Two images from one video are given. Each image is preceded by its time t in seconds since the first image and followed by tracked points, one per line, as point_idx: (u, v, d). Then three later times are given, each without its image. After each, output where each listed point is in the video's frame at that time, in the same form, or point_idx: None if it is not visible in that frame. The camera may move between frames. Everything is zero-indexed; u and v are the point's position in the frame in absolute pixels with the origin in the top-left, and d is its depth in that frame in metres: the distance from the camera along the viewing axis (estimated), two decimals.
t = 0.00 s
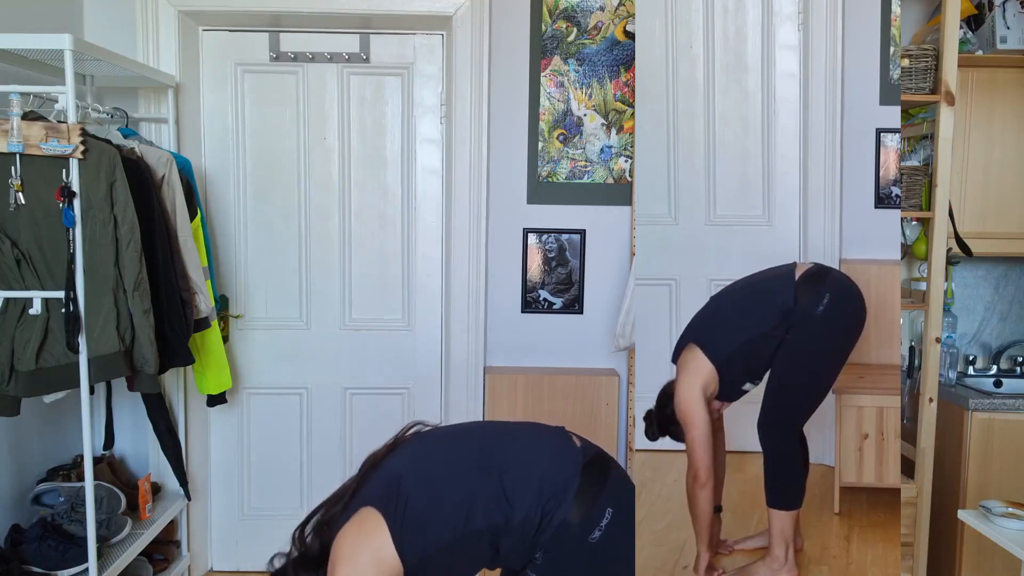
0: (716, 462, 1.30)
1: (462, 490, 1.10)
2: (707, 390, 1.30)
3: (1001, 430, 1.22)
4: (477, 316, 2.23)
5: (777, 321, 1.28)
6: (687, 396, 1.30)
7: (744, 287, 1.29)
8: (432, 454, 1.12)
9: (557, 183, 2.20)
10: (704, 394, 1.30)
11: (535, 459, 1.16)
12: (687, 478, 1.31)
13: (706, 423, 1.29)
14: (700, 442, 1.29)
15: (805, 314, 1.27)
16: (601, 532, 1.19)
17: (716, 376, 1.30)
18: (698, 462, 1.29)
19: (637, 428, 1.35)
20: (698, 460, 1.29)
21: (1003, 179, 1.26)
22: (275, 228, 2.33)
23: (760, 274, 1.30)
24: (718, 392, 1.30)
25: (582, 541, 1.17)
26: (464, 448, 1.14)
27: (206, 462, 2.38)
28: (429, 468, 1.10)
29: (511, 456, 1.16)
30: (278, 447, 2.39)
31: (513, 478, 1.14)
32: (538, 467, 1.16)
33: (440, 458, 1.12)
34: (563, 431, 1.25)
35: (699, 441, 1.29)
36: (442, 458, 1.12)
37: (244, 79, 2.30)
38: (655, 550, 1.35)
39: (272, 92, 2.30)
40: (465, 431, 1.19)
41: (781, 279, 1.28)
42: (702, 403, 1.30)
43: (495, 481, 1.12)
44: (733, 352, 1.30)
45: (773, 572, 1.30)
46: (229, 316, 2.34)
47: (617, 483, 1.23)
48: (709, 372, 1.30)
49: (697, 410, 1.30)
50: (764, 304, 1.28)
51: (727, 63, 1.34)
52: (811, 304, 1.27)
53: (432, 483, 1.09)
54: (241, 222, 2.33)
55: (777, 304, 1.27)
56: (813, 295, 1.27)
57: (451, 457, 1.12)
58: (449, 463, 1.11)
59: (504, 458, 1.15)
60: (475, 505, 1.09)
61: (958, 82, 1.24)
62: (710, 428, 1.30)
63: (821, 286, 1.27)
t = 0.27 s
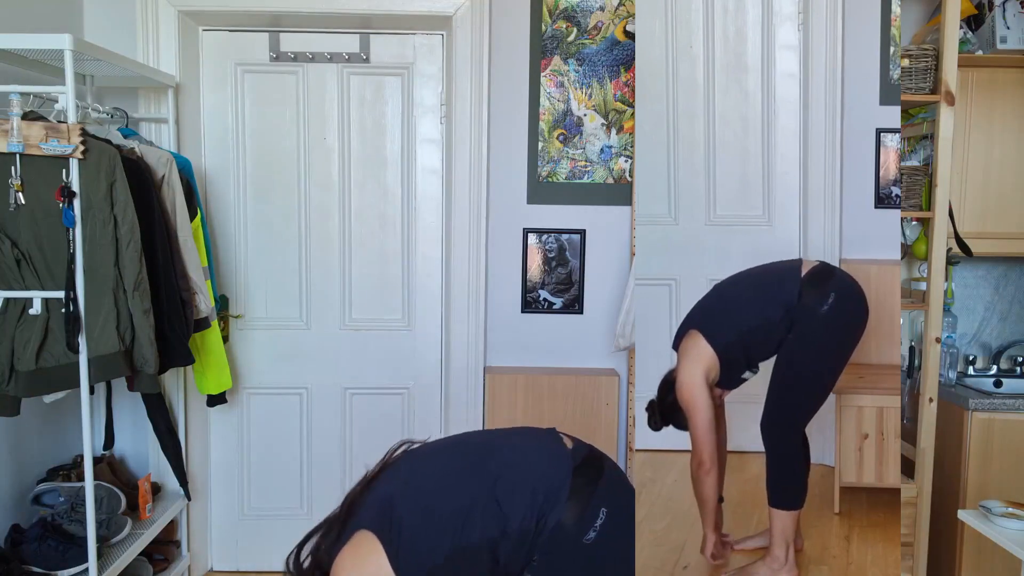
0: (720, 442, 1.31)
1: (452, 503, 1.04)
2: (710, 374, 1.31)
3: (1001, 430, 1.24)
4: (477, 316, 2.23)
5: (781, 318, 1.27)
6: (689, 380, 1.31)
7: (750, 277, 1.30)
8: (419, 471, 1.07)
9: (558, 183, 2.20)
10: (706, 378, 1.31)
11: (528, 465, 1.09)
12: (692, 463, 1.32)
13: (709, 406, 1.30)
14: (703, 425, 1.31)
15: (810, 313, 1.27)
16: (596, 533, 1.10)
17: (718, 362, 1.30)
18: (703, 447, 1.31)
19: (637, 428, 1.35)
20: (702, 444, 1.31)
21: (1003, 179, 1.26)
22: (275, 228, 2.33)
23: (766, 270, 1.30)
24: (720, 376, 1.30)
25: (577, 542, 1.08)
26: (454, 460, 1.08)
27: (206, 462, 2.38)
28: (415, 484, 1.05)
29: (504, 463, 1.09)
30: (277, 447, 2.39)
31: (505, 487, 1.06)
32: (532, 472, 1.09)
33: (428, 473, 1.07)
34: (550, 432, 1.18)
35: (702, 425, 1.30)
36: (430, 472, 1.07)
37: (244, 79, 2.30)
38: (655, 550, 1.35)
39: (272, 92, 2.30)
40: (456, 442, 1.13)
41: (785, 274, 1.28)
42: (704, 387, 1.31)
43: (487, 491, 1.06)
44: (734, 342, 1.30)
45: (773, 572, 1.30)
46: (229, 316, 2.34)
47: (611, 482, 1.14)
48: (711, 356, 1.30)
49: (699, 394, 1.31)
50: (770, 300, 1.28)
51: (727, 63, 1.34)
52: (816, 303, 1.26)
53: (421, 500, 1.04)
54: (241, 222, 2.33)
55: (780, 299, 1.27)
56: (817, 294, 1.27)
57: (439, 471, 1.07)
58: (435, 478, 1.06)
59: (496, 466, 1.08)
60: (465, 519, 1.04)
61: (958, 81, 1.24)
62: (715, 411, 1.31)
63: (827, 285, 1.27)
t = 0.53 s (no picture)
0: (723, 421, 1.31)
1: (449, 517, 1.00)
2: (712, 354, 1.31)
3: (1000, 431, 1.25)
4: (477, 316, 2.23)
5: (787, 317, 1.27)
6: (691, 359, 1.31)
7: (761, 266, 1.29)
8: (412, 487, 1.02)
9: (558, 183, 2.20)
10: (709, 358, 1.31)
11: (523, 470, 1.05)
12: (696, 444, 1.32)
13: (711, 386, 1.31)
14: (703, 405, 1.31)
15: (818, 313, 1.26)
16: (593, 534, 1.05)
17: (721, 343, 1.31)
18: (705, 427, 1.31)
19: (637, 429, 1.35)
20: (705, 424, 1.31)
21: (1003, 179, 1.26)
22: (275, 228, 2.33)
23: (778, 264, 1.29)
24: (722, 355, 1.31)
25: (575, 544, 1.04)
26: (447, 473, 1.04)
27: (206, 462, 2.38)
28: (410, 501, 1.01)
29: (499, 471, 1.05)
30: (278, 447, 2.39)
31: (502, 495, 1.02)
32: (528, 478, 1.05)
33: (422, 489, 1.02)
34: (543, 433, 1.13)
35: (705, 405, 1.31)
36: (424, 487, 1.02)
37: (244, 78, 2.30)
38: (655, 550, 1.35)
39: (272, 92, 2.30)
40: (447, 452, 1.08)
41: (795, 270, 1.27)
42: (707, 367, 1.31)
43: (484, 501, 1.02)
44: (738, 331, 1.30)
45: (773, 572, 1.30)
46: (229, 316, 2.34)
47: (607, 482, 1.10)
48: (714, 336, 1.31)
49: (702, 373, 1.31)
50: (779, 295, 1.27)
51: (727, 63, 1.33)
52: (823, 301, 1.26)
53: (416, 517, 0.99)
54: (241, 221, 2.33)
55: (788, 293, 1.27)
56: (825, 292, 1.26)
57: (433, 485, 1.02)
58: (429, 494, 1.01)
59: (490, 474, 1.04)
60: (465, 532, 1.00)
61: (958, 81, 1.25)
62: (717, 391, 1.31)
63: (836, 285, 1.26)
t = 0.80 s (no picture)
0: (720, 397, 1.30)
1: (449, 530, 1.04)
2: (712, 330, 1.30)
3: (1000, 431, 1.25)
4: (477, 316, 2.23)
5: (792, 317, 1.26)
6: (689, 334, 1.31)
7: (768, 254, 1.28)
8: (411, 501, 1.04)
9: (558, 183, 2.20)
10: (708, 334, 1.30)
11: (519, 482, 1.09)
12: (693, 419, 1.32)
13: (710, 361, 1.30)
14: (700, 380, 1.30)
15: (823, 311, 1.26)
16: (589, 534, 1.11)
17: (720, 320, 1.30)
18: (703, 404, 1.30)
19: (637, 429, 1.35)
20: (702, 400, 1.30)
21: (1003, 178, 1.27)
22: (275, 228, 2.33)
23: (786, 257, 1.28)
24: (721, 331, 1.30)
25: (572, 545, 1.09)
26: (446, 486, 1.06)
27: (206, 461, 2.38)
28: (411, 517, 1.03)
29: (496, 483, 1.07)
30: (278, 446, 2.39)
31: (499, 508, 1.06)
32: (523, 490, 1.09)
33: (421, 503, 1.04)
34: (536, 436, 1.16)
35: (704, 382, 1.30)
36: (425, 502, 1.04)
37: (244, 78, 2.30)
38: (655, 550, 1.35)
39: (272, 92, 2.30)
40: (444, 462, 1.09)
41: (803, 267, 1.27)
42: (706, 342, 1.30)
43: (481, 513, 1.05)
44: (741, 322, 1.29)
45: (774, 572, 1.30)
46: (229, 316, 2.34)
47: (602, 482, 1.14)
48: (714, 312, 1.30)
49: (700, 349, 1.30)
50: (787, 289, 1.27)
51: (728, 64, 1.33)
52: (827, 300, 1.26)
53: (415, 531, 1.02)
54: (241, 221, 2.33)
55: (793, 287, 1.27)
56: (830, 291, 1.26)
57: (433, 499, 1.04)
58: (428, 508, 1.04)
59: (489, 486, 1.07)
60: (463, 543, 1.04)
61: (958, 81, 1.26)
62: (716, 368, 1.29)
63: (841, 284, 1.26)
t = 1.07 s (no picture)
0: (715, 371, 1.30)
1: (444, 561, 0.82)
2: (711, 305, 1.29)
3: (1000, 430, 1.24)
4: (477, 316, 2.23)
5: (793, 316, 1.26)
6: (687, 307, 1.30)
7: (774, 241, 1.28)
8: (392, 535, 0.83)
9: (557, 183, 2.20)
10: (707, 309, 1.29)
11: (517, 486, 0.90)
12: (686, 392, 1.32)
13: (708, 337, 1.29)
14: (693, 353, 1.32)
15: (824, 310, 1.25)
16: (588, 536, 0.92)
17: (721, 297, 1.29)
18: (698, 377, 1.30)
19: (637, 428, 1.35)
20: (697, 373, 1.30)
21: (1003, 179, 1.26)
22: (275, 228, 2.33)
23: (791, 251, 1.27)
24: (721, 305, 1.30)
25: (569, 549, 0.90)
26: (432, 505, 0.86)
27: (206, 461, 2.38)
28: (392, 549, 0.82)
29: (491, 492, 0.88)
30: (278, 446, 2.39)
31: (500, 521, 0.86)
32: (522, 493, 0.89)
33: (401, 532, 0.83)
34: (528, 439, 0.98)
35: (700, 356, 1.30)
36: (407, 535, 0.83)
37: (244, 79, 2.30)
38: (655, 550, 1.36)
39: (272, 92, 2.30)
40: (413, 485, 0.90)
41: (808, 267, 1.26)
42: (705, 317, 1.29)
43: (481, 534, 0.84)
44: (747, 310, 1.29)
45: (773, 572, 1.30)
46: (229, 316, 2.34)
47: (601, 480, 0.98)
48: (715, 286, 1.29)
49: (697, 322, 1.29)
50: (793, 281, 1.26)
51: (727, 64, 1.33)
52: (829, 299, 1.25)
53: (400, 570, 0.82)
54: (241, 221, 2.33)
55: (795, 282, 1.26)
56: (833, 289, 1.25)
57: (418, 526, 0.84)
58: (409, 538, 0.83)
59: (481, 499, 0.87)
60: (461, 575, 0.82)
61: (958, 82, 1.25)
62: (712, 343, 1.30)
63: (844, 284, 1.25)
